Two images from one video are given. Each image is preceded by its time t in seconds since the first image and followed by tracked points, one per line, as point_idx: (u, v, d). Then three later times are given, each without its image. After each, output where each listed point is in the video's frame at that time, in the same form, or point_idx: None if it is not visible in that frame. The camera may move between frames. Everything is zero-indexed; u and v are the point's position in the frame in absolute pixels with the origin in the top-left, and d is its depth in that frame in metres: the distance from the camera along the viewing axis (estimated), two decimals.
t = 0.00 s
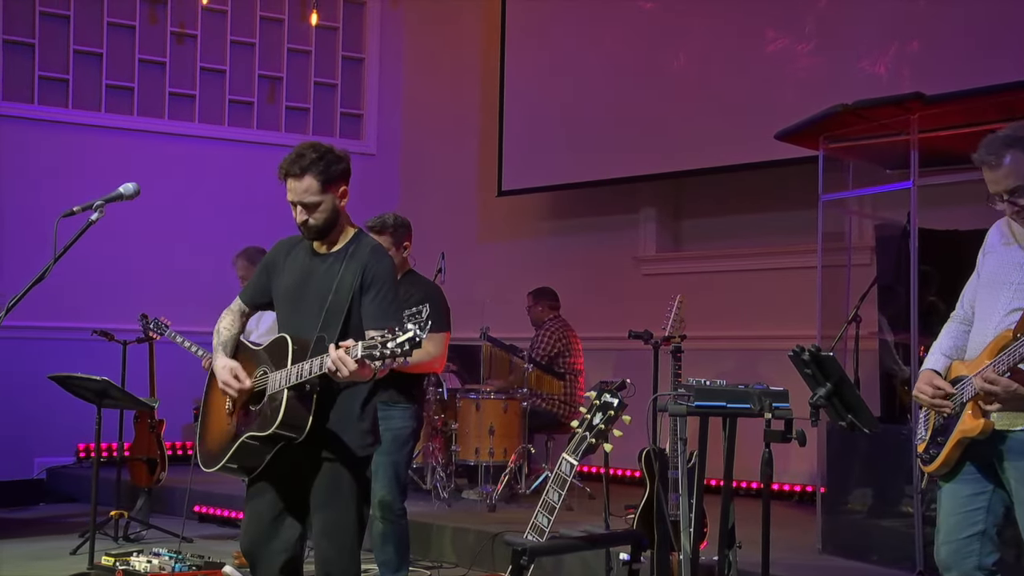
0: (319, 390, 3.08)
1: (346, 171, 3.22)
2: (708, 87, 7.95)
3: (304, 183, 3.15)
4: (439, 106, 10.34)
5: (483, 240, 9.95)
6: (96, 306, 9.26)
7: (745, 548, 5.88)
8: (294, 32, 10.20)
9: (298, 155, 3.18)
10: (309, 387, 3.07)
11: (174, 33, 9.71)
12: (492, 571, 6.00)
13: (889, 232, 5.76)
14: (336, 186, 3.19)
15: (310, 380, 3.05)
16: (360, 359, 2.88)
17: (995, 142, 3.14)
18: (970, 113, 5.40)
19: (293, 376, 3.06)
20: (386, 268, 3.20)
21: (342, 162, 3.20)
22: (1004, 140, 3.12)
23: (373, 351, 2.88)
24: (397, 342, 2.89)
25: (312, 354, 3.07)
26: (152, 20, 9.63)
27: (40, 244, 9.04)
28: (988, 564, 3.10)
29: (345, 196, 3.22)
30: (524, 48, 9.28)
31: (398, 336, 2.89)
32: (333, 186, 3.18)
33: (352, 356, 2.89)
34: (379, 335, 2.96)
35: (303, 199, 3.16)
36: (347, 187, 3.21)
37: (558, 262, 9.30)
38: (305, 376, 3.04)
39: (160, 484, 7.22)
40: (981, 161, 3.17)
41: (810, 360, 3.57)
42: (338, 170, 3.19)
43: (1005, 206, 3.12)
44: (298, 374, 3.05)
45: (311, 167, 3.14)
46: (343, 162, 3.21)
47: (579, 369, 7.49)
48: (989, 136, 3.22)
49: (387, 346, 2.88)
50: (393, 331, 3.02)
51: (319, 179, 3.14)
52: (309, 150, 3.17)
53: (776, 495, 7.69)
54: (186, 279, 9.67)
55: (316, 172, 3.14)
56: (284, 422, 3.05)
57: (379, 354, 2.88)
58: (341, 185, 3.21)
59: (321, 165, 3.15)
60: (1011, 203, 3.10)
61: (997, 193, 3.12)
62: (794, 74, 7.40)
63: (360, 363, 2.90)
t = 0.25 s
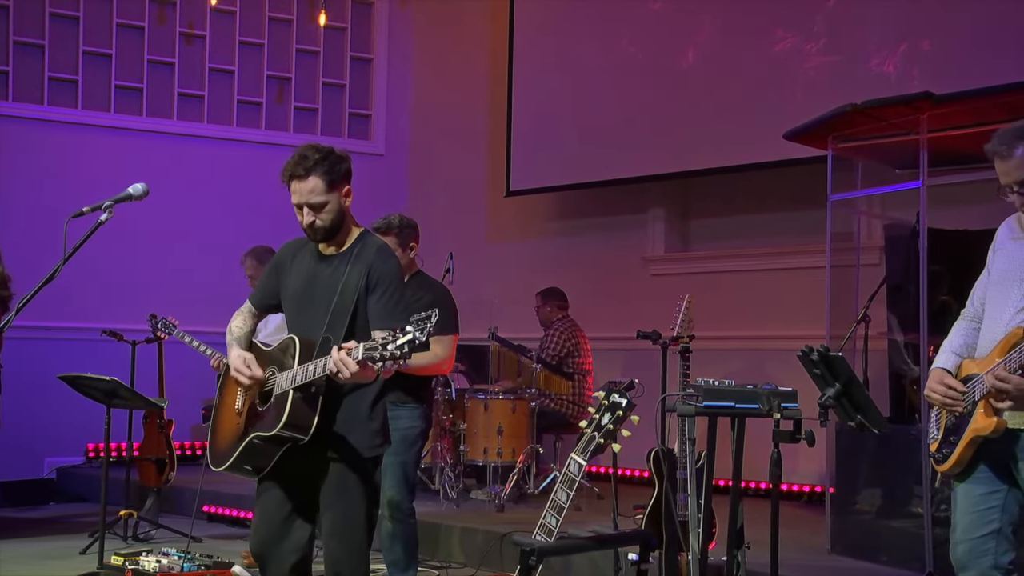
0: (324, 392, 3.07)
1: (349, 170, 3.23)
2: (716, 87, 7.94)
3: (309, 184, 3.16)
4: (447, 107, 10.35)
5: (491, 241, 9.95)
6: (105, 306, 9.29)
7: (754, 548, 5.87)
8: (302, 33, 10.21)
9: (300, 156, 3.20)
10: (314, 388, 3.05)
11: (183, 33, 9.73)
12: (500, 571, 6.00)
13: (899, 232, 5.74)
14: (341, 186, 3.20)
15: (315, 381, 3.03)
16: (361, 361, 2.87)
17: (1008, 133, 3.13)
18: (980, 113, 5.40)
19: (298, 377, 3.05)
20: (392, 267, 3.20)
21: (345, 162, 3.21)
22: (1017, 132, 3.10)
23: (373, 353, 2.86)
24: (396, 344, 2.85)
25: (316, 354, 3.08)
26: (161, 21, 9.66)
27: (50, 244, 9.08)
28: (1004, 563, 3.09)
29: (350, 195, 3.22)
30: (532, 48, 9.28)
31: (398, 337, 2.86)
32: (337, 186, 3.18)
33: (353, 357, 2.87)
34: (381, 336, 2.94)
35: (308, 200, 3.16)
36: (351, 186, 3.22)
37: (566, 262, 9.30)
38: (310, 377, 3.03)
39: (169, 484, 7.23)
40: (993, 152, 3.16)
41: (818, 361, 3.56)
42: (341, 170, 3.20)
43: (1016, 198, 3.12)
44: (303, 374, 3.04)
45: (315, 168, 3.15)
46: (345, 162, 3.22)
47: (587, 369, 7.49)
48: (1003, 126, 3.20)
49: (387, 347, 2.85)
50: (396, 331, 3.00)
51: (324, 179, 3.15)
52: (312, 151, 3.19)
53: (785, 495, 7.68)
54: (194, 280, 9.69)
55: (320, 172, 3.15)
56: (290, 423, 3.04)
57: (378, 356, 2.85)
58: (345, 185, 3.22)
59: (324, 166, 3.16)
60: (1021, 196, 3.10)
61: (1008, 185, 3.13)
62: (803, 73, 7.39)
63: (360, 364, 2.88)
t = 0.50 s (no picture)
0: (333, 396, 3.08)
1: (348, 172, 3.21)
2: (724, 87, 7.93)
3: (307, 189, 3.14)
4: (454, 107, 10.35)
5: (498, 241, 9.95)
6: (114, 306, 9.31)
7: (763, 549, 5.86)
8: (310, 33, 10.23)
9: (298, 161, 3.18)
10: (322, 392, 3.07)
11: (191, 34, 9.75)
12: (509, 571, 6.00)
13: (907, 232, 5.73)
14: (340, 189, 3.18)
15: (324, 386, 3.05)
16: (366, 368, 2.86)
17: (1010, 136, 3.14)
18: (989, 112, 5.39)
19: (307, 381, 3.07)
20: (398, 268, 3.19)
21: (343, 164, 3.19)
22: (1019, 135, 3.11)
23: (378, 360, 2.85)
24: (399, 352, 2.86)
25: (325, 359, 3.09)
26: (170, 21, 9.68)
27: (59, 244, 9.10)
28: (1017, 563, 3.10)
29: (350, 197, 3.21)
30: (540, 48, 9.28)
31: (402, 345, 2.88)
32: (336, 189, 3.17)
33: (358, 365, 2.87)
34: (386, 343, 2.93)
35: (308, 205, 3.15)
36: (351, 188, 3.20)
37: (574, 262, 9.30)
38: (318, 382, 3.04)
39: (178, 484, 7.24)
40: (996, 156, 3.17)
41: (827, 360, 3.60)
42: (340, 173, 3.18)
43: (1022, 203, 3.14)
44: (311, 378, 3.06)
45: (313, 172, 3.14)
46: (344, 164, 3.20)
47: (595, 369, 7.49)
48: (1007, 128, 3.20)
49: (390, 356, 2.86)
50: (402, 337, 3.01)
51: (322, 183, 3.13)
52: (309, 155, 3.17)
53: (793, 496, 7.66)
54: (202, 280, 9.70)
55: (317, 177, 3.13)
56: (299, 426, 3.05)
57: (382, 364, 2.85)
58: (345, 187, 3.20)
59: (321, 170, 3.14)
60: None
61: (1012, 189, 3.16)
62: (811, 73, 7.38)
63: (363, 371, 2.87)
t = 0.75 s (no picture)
0: (341, 395, 3.08)
1: (347, 171, 3.21)
2: (731, 86, 7.92)
3: (305, 190, 3.16)
4: (461, 107, 10.35)
5: (506, 241, 9.95)
6: (123, 306, 9.34)
7: (771, 549, 5.85)
8: (318, 33, 10.24)
9: (297, 163, 3.20)
10: (330, 391, 3.08)
11: (199, 35, 9.77)
12: (516, 571, 6.01)
13: (916, 231, 5.72)
14: (339, 188, 3.19)
15: (331, 385, 3.06)
16: (371, 368, 2.87)
17: (1009, 143, 3.16)
18: (998, 112, 5.37)
19: (313, 380, 3.08)
20: (405, 266, 3.19)
21: (342, 164, 3.19)
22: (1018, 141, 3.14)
23: (382, 360, 2.85)
24: (404, 353, 2.85)
25: (332, 358, 3.09)
26: (178, 22, 9.70)
27: (68, 245, 9.14)
28: None
29: (350, 196, 3.22)
30: (548, 48, 9.28)
31: (406, 345, 2.87)
32: (335, 189, 3.18)
33: (363, 363, 2.89)
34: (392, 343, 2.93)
35: (307, 207, 3.17)
36: (350, 188, 3.21)
37: (582, 262, 9.30)
38: (325, 381, 3.05)
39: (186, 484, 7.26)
40: (997, 162, 3.19)
41: (835, 361, 3.57)
42: (339, 172, 3.19)
43: None
44: (318, 377, 3.06)
45: (309, 174, 3.15)
46: (343, 164, 3.21)
47: (603, 369, 7.49)
48: (1007, 133, 3.22)
49: (395, 356, 2.85)
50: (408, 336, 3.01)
51: (318, 185, 3.15)
52: (306, 157, 3.18)
53: (802, 496, 7.65)
54: (210, 280, 9.71)
55: (314, 178, 3.15)
56: (304, 424, 3.06)
57: (387, 365, 2.85)
58: (344, 186, 3.21)
59: (319, 171, 3.16)
60: None
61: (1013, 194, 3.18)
62: (819, 72, 7.37)
63: (368, 371, 2.88)
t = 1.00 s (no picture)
0: (351, 396, 3.08)
1: (352, 174, 3.21)
2: (742, 86, 7.91)
3: (309, 196, 3.17)
4: (471, 107, 10.35)
5: (516, 241, 9.95)
6: (135, 306, 9.36)
7: (782, 549, 5.84)
8: (328, 34, 10.25)
9: (302, 168, 3.21)
10: (340, 391, 3.07)
11: (210, 35, 9.78)
12: (527, 571, 6.00)
13: (928, 231, 5.70)
14: (343, 192, 3.20)
15: (341, 386, 3.05)
16: (379, 370, 2.87)
17: (1016, 140, 3.17)
18: (1010, 111, 5.35)
19: (324, 381, 3.08)
20: (414, 266, 3.19)
21: (345, 167, 3.19)
22: None
23: (390, 362, 2.86)
24: (412, 355, 2.86)
25: (341, 360, 3.09)
26: (188, 23, 9.72)
27: (80, 245, 9.17)
28: None
29: (356, 199, 3.22)
30: (558, 48, 9.28)
31: (414, 348, 2.87)
32: (339, 193, 3.18)
33: (371, 366, 2.89)
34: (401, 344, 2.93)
35: (313, 211, 3.19)
36: (355, 190, 3.21)
37: (592, 262, 9.29)
38: (334, 382, 3.05)
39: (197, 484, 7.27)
40: (1004, 159, 3.20)
41: (847, 360, 3.58)
42: (342, 175, 3.19)
43: None
44: (328, 378, 3.06)
45: (312, 179, 3.16)
46: (347, 166, 3.21)
47: (613, 369, 7.48)
48: (1013, 131, 3.23)
49: (403, 358, 2.86)
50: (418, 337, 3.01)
51: (321, 190, 3.16)
52: (310, 162, 3.19)
53: (813, 496, 7.63)
54: (220, 280, 9.74)
55: (318, 183, 3.15)
56: (315, 424, 3.06)
57: (396, 366, 2.86)
58: (349, 189, 3.21)
59: (323, 175, 3.16)
60: None
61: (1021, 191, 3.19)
62: (830, 71, 7.35)
63: (377, 373, 2.89)
